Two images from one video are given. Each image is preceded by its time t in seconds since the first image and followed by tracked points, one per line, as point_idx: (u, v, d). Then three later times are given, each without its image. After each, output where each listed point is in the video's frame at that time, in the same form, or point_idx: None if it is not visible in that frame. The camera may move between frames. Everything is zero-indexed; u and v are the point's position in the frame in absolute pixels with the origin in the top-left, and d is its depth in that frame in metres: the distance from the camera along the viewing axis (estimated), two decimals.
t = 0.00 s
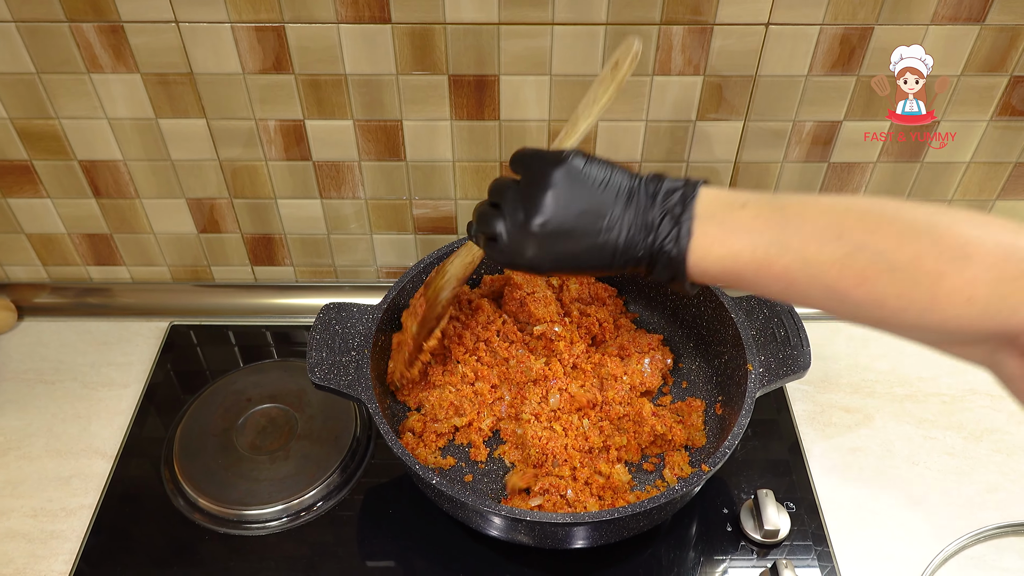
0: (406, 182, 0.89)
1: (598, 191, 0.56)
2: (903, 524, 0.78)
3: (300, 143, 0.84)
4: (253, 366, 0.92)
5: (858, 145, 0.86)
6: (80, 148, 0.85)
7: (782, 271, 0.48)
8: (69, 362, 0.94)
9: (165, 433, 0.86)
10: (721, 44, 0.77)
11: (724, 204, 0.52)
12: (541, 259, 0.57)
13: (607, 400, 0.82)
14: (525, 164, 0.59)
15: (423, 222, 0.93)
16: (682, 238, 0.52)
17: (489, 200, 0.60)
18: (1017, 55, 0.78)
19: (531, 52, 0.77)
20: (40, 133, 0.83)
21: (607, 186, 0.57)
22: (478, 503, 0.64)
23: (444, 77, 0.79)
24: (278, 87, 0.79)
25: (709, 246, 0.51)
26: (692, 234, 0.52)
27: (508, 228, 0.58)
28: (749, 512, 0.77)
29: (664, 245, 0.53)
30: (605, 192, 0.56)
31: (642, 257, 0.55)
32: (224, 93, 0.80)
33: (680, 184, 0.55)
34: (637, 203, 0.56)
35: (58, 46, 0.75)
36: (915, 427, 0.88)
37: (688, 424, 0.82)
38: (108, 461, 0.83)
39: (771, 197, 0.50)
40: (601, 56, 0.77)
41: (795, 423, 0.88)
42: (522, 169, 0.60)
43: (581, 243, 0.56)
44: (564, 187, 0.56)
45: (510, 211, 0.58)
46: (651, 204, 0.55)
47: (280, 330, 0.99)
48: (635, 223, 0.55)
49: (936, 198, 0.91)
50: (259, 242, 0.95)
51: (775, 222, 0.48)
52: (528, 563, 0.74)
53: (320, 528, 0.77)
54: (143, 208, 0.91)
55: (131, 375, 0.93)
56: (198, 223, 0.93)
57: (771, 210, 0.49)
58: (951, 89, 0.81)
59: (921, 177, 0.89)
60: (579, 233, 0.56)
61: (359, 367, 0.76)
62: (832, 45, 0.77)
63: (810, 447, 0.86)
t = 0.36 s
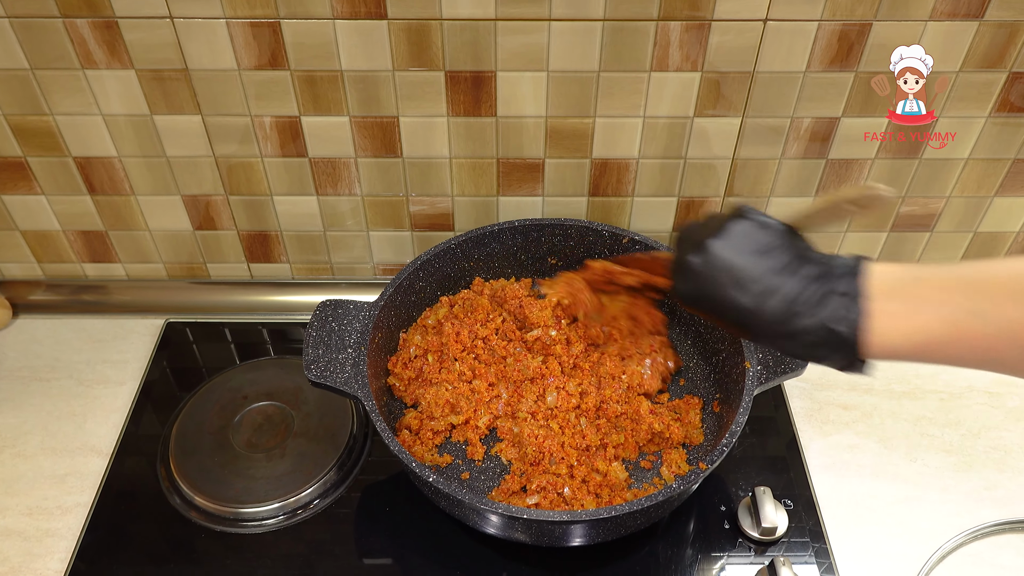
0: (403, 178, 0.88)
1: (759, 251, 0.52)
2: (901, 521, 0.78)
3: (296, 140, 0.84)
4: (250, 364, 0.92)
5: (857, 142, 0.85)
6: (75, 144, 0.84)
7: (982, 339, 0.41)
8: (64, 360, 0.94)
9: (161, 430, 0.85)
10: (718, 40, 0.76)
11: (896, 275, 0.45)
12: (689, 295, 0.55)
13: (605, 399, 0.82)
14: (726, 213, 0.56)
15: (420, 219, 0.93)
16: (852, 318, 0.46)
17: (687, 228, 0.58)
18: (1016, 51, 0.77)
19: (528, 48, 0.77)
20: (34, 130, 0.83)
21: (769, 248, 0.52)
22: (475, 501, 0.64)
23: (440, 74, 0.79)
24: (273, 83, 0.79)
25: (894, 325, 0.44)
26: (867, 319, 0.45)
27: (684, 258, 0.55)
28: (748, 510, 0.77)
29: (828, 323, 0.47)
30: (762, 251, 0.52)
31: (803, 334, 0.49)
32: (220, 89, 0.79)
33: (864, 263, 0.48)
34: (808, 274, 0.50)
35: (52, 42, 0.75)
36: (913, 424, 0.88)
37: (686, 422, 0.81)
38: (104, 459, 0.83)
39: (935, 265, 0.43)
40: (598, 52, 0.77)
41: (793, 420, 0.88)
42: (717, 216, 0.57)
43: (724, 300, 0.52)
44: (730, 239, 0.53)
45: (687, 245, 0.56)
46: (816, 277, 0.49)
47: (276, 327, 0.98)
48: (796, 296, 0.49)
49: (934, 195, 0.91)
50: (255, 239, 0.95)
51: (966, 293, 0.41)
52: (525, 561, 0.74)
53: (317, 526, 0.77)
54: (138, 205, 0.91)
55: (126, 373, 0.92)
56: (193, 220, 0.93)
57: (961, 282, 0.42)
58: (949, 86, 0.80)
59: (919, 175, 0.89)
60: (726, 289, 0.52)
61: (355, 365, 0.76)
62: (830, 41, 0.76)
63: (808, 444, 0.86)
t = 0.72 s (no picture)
0: (402, 178, 0.88)
1: (783, 310, 0.53)
2: (900, 520, 0.78)
3: (296, 140, 0.84)
4: (250, 364, 0.92)
5: (857, 141, 0.85)
6: (75, 144, 0.84)
7: None
8: (65, 360, 0.94)
9: (162, 430, 0.86)
10: (718, 40, 0.76)
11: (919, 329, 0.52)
12: (705, 350, 0.55)
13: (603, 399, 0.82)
14: (727, 260, 0.57)
15: (420, 219, 0.93)
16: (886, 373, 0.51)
17: (679, 278, 0.58)
18: (1015, 50, 0.77)
19: (528, 48, 0.77)
20: (35, 130, 0.83)
21: (801, 297, 0.54)
22: (475, 501, 0.65)
23: (440, 73, 0.79)
24: (273, 83, 0.79)
25: (924, 373, 0.50)
26: (899, 368, 0.51)
27: (686, 308, 0.56)
28: (747, 509, 0.77)
29: (862, 382, 0.52)
30: (787, 309, 0.53)
31: (826, 385, 0.53)
32: (220, 89, 0.79)
33: (885, 316, 0.53)
34: (826, 326, 0.53)
35: (53, 42, 0.75)
36: (912, 423, 0.88)
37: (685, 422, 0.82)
38: (105, 459, 0.83)
39: (955, 321, 0.51)
40: (598, 52, 0.77)
41: (793, 419, 0.88)
42: (716, 263, 0.57)
43: (755, 352, 0.53)
44: (759, 293, 0.54)
45: (701, 288, 0.56)
46: (847, 330, 0.53)
47: (277, 327, 0.99)
48: (822, 348, 0.53)
49: (933, 194, 0.91)
50: (255, 238, 0.95)
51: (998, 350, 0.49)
52: (526, 560, 0.74)
53: (318, 525, 0.77)
54: (138, 205, 0.91)
55: (127, 372, 0.93)
56: (194, 220, 0.93)
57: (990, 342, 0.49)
58: (949, 85, 0.81)
59: (919, 173, 0.89)
60: (762, 340, 0.53)
61: (355, 365, 0.76)
62: (830, 41, 0.76)
63: (808, 444, 0.86)
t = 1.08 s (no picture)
0: (399, 176, 0.88)
1: (706, 312, 0.58)
2: (900, 519, 0.78)
3: (293, 138, 0.84)
4: (247, 362, 0.92)
5: (856, 138, 0.85)
6: (70, 143, 0.84)
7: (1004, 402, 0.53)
8: (61, 359, 0.94)
9: (159, 429, 0.85)
10: (717, 37, 0.76)
11: (830, 326, 0.59)
12: (632, 348, 0.59)
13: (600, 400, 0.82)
14: (646, 257, 0.62)
15: (418, 217, 0.93)
16: (793, 360, 0.57)
17: (600, 280, 0.62)
18: (1015, 47, 0.77)
19: (525, 45, 0.77)
20: (30, 128, 0.82)
21: (723, 294, 0.59)
22: (472, 500, 0.64)
23: (437, 71, 0.78)
24: (269, 81, 0.79)
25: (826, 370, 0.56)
26: (803, 356, 0.57)
27: (611, 312, 0.60)
28: (746, 508, 0.77)
29: (766, 373, 0.58)
30: (713, 294, 0.58)
31: (743, 377, 0.58)
32: (216, 87, 0.79)
33: (798, 315, 0.60)
34: (743, 315, 0.59)
35: (47, 40, 0.75)
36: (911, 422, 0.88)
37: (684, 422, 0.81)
38: (101, 458, 0.83)
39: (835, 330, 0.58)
40: (596, 49, 0.77)
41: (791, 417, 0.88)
42: (642, 263, 0.61)
43: (683, 347, 0.58)
44: (685, 291, 0.58)
45: (619, 289, 0.60)
46: (762, 320, 0.59)
47: (274, 326, 0.98)
48: (744, 345, 0.58)
49: (933, 191, 0.91)
50: (252, 237, 0.95)
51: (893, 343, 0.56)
52: (524, 559, 0.74)
53: (316, 524, 0.77)
54: (134, 203, 0.91)
55: (124, 371, 0.92)
56: (190, 219, 0.92)
57: (889, 332, 0.57)
58: (949, 82, 0.80)
59: (918, 172, 0.89)
60: (687, 337, 0.58)
61: (352, 364, 0.76)
62: (828, 38, 0.76)
63: (806, 442, 0.85)
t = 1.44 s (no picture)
0: (400, 173, 0.88)
1: (762, 342, 0.57)
2: (901, 518, 0.78)
3: (294, 136, 0.84)
4: (248, 360, 0.92)
5: (857, 135, 0.85)
6: (72, 141, 0.84)
7: None
8: (63, 357, 0.94)
9: (160, 427, 0.85)
10: (718, 35, 0.76)
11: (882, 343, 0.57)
12: (702, 387, 0.58)
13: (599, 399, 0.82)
14: (692, 284, 0.61)
15: (419, 215, 0.93)
16: (853, 383, 0.55)
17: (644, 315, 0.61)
18: (1017, 45, 0.77)
19: (525, 43, 0.76)
20: (31, 126, 0.82)
21: (781, 326, 0.57)
22: (473, 500, 0.64)
23: (438, 69, 0.78)
24: (270, 79, 0.78)
25: (891, 388, 0.55)
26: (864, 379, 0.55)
27: (673, 353, 0.58)
28: (746, 506, 0.77)
29: (830, 398, 0.56)
30: (768, 326, 0.57)
31: (803, 404, 0.57)
32: (217, 85, 0.79)
33: (853, 331, 0.57)
34: (802, 342, 0.57)
35: (48, 39, 0.75)
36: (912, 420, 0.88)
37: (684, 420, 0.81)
38: (103, 457, 0.83)
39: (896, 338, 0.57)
40: (597, 47, 0.77)
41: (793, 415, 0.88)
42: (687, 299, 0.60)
43: (753, 377, 0.57)
44: (744, 324, 0.57)
45: (681, 332, 0.59)
46: (818, 344, 0.57)
47: (276, 324, 0.98)
48: (803, 370, 0.56)
49: (935, 189, 0.91)
50: (253, 235, 0.95)
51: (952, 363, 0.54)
52: (526, 558, 0.74)
53: (318, 522, 0.77)
54: (135, 201, 0.91)
55: (125, 369, 0.92)
56: (191, 217, 0.92)
57: (949, 352, 0.55)
58: (950, 80, 0.80)
59: (919, 170, 0.88)
60: (762, 369, 0.57)
61: (354, 363, 0.76)
62: (830, 36, 0.76)
63: (808, 440, 0.85)
